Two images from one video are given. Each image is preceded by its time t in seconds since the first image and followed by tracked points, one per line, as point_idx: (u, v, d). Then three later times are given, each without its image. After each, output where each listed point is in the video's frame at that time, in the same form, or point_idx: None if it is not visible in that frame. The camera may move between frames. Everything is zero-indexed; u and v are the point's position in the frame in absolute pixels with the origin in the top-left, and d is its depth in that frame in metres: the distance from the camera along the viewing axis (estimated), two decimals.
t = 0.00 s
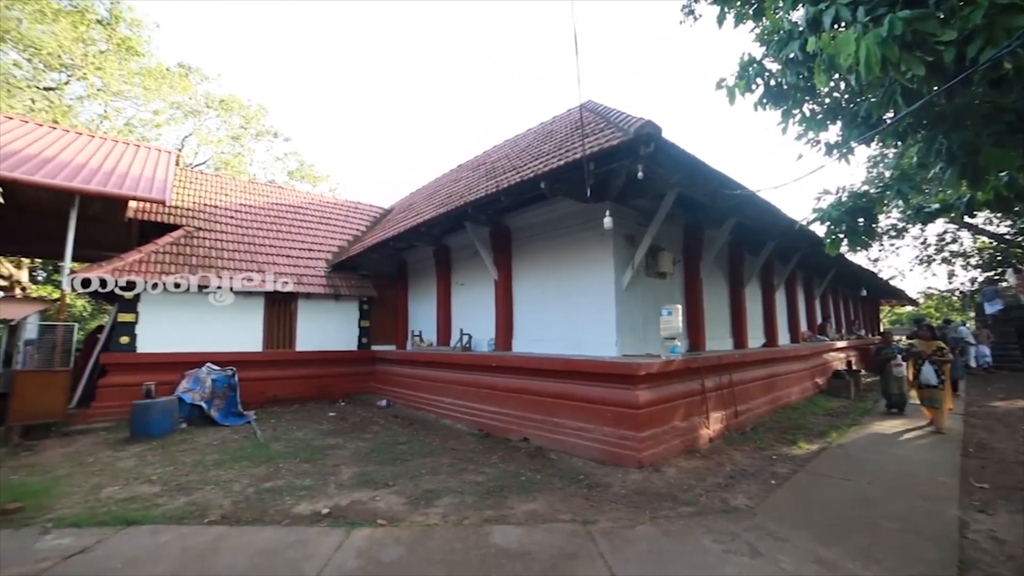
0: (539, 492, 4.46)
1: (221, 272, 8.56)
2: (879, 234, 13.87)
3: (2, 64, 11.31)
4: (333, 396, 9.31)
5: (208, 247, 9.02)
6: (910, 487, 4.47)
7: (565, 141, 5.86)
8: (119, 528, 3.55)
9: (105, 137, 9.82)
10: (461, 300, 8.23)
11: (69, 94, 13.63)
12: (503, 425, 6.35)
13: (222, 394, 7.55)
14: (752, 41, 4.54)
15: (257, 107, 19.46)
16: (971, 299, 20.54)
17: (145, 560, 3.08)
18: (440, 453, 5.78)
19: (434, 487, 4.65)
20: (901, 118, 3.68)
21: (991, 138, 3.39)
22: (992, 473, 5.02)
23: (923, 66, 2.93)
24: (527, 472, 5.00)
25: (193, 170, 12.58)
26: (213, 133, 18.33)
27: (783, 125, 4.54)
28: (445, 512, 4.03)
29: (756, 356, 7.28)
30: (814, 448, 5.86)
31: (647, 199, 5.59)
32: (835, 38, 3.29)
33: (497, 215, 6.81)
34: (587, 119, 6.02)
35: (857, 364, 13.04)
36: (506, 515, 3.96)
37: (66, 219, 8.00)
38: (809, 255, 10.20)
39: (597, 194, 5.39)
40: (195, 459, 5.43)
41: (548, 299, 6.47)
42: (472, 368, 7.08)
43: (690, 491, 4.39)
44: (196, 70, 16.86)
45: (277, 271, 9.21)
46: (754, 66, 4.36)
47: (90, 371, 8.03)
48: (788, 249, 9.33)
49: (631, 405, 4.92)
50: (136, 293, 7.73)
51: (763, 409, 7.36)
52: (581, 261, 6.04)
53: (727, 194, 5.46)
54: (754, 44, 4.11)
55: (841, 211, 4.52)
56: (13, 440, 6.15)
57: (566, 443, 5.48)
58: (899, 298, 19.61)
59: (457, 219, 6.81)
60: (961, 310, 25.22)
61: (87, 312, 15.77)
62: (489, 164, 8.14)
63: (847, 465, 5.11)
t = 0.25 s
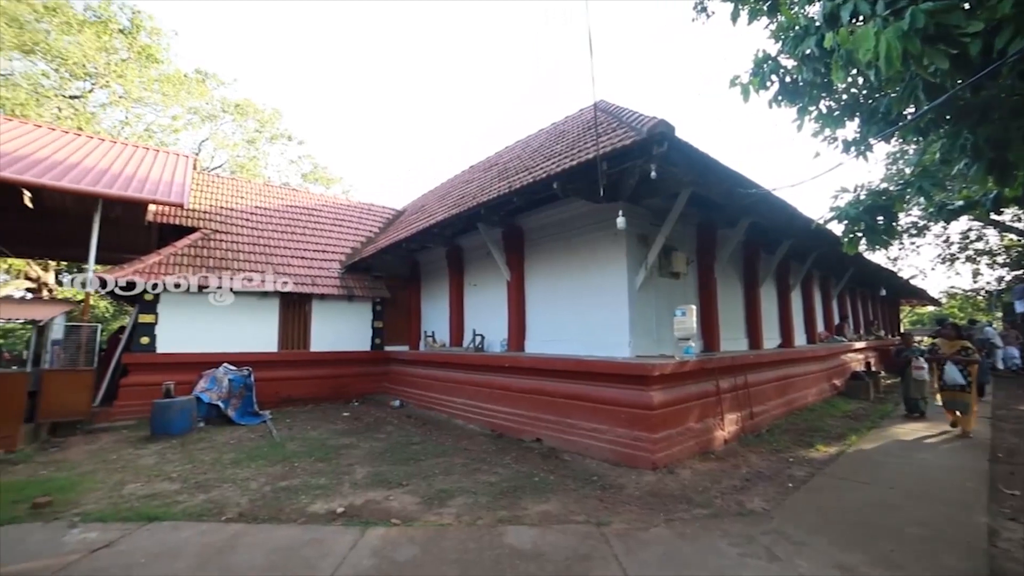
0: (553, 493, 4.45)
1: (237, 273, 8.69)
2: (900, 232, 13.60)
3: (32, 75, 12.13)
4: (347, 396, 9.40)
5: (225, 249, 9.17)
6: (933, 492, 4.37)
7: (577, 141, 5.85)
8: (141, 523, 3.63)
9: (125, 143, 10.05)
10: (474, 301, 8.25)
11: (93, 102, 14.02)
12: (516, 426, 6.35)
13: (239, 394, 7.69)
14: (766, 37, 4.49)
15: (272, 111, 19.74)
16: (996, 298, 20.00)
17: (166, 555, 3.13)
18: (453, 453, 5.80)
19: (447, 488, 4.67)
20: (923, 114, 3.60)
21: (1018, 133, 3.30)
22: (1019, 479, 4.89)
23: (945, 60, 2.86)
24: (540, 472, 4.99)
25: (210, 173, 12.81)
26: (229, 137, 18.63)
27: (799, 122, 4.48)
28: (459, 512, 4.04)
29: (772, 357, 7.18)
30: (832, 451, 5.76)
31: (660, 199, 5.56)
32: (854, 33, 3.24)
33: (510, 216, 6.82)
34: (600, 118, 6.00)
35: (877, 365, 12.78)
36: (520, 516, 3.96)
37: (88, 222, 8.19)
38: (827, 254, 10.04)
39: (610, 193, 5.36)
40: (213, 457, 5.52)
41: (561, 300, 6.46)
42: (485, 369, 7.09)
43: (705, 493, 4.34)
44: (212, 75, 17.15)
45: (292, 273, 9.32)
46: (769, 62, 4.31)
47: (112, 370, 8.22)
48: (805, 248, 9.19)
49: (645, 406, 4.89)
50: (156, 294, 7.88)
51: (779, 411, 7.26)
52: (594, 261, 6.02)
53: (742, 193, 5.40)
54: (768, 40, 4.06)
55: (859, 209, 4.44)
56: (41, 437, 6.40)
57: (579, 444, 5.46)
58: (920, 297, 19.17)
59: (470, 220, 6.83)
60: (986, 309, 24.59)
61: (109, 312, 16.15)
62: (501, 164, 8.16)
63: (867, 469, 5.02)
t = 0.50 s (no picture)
0: (567, 493, 4.44)
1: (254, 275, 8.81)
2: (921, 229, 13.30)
3: (59, 85, 12.68)
4: (361, 396, 9.48)
5: (242, 251, 9.32)
6: (958, 495, 4.27)
7: (590, 140, 5.83)
8: (164, 520, 3.71)
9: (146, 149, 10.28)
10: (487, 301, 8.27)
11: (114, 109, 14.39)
12: (530, 427, 6.34)
13: (255, 394, 7.79)
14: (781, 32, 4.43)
15: (285, 115, 20.00)
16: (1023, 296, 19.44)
17: (188, 552, 3.20)
18: (467, 453, 5.82)
19: (462, 487, 4.69)
20: (948, 105, 3.51)
21: None
22: None
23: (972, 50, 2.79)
24: (554, 473, 4.99)
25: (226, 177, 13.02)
26: (244, 141, 18.93)
27: (815, 118, 4.41)
28: (474, 512, 4.06)
29: (789, 356, 7.08)
30: (852, 452, 5.66)
31: (673, 197, 5.51)
32: (873, 25, 3.18)
33: (522, 216, 6.82)
34: (612, 117, 5.98)
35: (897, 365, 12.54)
36: (535, 516, 3.96)
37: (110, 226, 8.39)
38: (844, 252, 9.87)
39: (623, 192, 5.33)
40: (232, 457, 5.62)
41: (574, 300, 6.44)
42: (498, 369, 7.10)
43: (722, 494, 4.30)
44: (228, 81, 17.43)
45: (306, 274, 9.43)
46: (784, 57, 4.25)
47: (134, 371, 8.41)
48: (822, 245, 9.04)
49: (660, 406, 4.85)
50: (175, 297, 8.05)
51: (797, 411, 7.15)
52: (608, 261, 6.00)
53: (757, 191, 5.34)
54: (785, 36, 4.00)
55: (879, 206, 4.34)
56: (69, 435, 6.60)
57: (594, 445, 5.43)
58: (942, 295, 18.73)
59: (482, 221, 6.85)
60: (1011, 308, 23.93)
61: (130, 314, 16.52)
62: (513, 165, 8.17)
63: (889, 471, 4.92)
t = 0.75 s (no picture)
0: (581, 493, 4.42)
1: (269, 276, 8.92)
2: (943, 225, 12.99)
3: (82, 94, 13.22)
4: (375, 396, 9.55)
5: (257, 253, 9.45)
6: (982, 499, 4.17)
7: (601, 139, 5.80)
8: (184, 516, 3.79)
9: (164, 153, 10.48)
10: (499, 301, 8.27)
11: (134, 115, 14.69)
12: (542, 426, 6.34)
13: (271, 393, 7.89)
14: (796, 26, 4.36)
15: (299, 118, 20.23)
16: None
17: (209, 548, 3.26)
18: (480, 453, 5.84)
19: (475, 486, 4.70)
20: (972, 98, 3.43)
21: None
22: None
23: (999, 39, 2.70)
24: (568, 472, 4.98)
25: (242, 180, 13.21)
26: (259, 144, 19.18)
27: (832, 112, 4.34)
28: (487, 511, 4.07)
29: (805, 355, 6.98)
30: (872, 454, 5.55)
31: (686, 195, 5.46)
32: (893, 17, 3.12)
33: (534, 216, 6.81)
34: (624, 115, 5.94)
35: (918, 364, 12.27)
36: (548, 516, 3.96)
37: (130, 229, 8.56)
38: (862, 249, 9.69)
39: (636, 191, 5.29)
40: (249, 455, 5.70)
41: (587, 299, 6.42)
42: (511, 369, 7.11)
43: (737, 495, 4.25)
44: (242, 85, 17.67)
45: (320, 275, 9.52)
46: (800, 51, 4.18)
47: (154, 370, 8.59)
48: (839, 243, 8.89)
49: (674, 406, 4.82)
50: (193, 298, 8.19)
51: (814, 411, 7.05)
52: (620, 260, 5.96)
53: (772, 188, 5.26)
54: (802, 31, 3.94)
55: (899, 202, 4.25)
56: (93, 433, 6.75)
57: (607, 444, 5.41)
58: (965, 293, 18.29)
59: (494, 220, 6.86)
60: None
61: (149, 315, 16.87)
62: (524, 164, 8.16)
63: (909, 473, 4.82)
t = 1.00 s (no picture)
0: (594, 493, 4.41)
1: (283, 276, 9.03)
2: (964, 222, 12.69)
3: (103, 99, 13.46)
4: (387, 396, 9.62)
5: (271, 254, 9.57)
6: (1007, 503, 4.07)
7: (613, 137, 5.78)
8: (203, 513, 3.85)
9: (181, 157, 10.66)
10: (511, 300, 8.28)
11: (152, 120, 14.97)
12: (555, 426, 6.32)
13: (285, 393, 7.99)
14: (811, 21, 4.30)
15: (311, 120, 20.43)
16: None
17: (227, 544, 3.31)
18: (492, 452, 5.84)
19: (488, 486, 4.71)
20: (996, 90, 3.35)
21: None
22: None
23: None
24: (580, 472, 4.97)
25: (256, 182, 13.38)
26: (272, 146, 19.42)
27: (849, 108, 4.27)
28: (500, 511, 4.08)
29: (822, 355, 6.88)
30: (891, 456, 5.45)
31: (699, 194, 5.41)
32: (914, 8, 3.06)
33: (546, 215, 6.80)
34: (636, 114, 5.90)
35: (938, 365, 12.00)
36: (561, 516, 3.95)
37: (148, 231, 8.72)
38: (880, 247, 9.51)
39: (648, 189, 5.25)
40: (264, 453, 5.78)
41: (599, 299, 6.39)
42: (523, 369, 7.11)
43: (753, 497, 4.21)
44: (256, 88, 17.89)
45: (333, 276, 9.61)
46: (816, 46, 4.12)
47: (173, 370, 8.74)
48: (856, 241, 8.74)
49: (688, 406, 4.78)
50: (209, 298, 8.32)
51: (831, 412, 6.94)
52: (633, 259, 5.93)
53: (787, 186, 5.19)
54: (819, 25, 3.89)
55: (920, 198, 4.16)
56: (115, 431, 6.89)
57: (620, 445, 5.38)
58: (987, 292, 17.85)
59: (506, 220, 6.86)
60: None
61: (167, 316, 17.16)
62: (535, 164, 8.16)
63: (931, 477, 4.73)
